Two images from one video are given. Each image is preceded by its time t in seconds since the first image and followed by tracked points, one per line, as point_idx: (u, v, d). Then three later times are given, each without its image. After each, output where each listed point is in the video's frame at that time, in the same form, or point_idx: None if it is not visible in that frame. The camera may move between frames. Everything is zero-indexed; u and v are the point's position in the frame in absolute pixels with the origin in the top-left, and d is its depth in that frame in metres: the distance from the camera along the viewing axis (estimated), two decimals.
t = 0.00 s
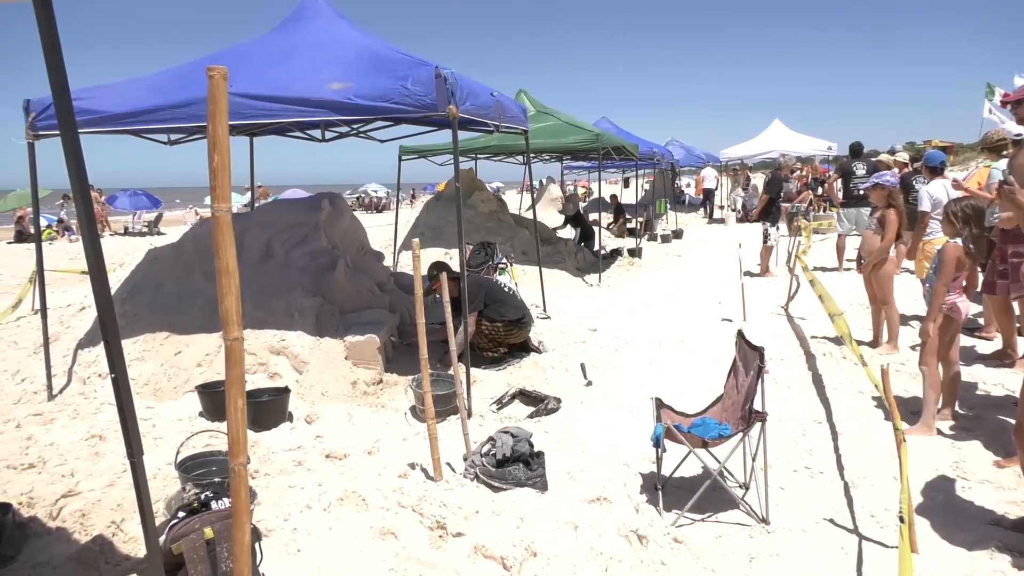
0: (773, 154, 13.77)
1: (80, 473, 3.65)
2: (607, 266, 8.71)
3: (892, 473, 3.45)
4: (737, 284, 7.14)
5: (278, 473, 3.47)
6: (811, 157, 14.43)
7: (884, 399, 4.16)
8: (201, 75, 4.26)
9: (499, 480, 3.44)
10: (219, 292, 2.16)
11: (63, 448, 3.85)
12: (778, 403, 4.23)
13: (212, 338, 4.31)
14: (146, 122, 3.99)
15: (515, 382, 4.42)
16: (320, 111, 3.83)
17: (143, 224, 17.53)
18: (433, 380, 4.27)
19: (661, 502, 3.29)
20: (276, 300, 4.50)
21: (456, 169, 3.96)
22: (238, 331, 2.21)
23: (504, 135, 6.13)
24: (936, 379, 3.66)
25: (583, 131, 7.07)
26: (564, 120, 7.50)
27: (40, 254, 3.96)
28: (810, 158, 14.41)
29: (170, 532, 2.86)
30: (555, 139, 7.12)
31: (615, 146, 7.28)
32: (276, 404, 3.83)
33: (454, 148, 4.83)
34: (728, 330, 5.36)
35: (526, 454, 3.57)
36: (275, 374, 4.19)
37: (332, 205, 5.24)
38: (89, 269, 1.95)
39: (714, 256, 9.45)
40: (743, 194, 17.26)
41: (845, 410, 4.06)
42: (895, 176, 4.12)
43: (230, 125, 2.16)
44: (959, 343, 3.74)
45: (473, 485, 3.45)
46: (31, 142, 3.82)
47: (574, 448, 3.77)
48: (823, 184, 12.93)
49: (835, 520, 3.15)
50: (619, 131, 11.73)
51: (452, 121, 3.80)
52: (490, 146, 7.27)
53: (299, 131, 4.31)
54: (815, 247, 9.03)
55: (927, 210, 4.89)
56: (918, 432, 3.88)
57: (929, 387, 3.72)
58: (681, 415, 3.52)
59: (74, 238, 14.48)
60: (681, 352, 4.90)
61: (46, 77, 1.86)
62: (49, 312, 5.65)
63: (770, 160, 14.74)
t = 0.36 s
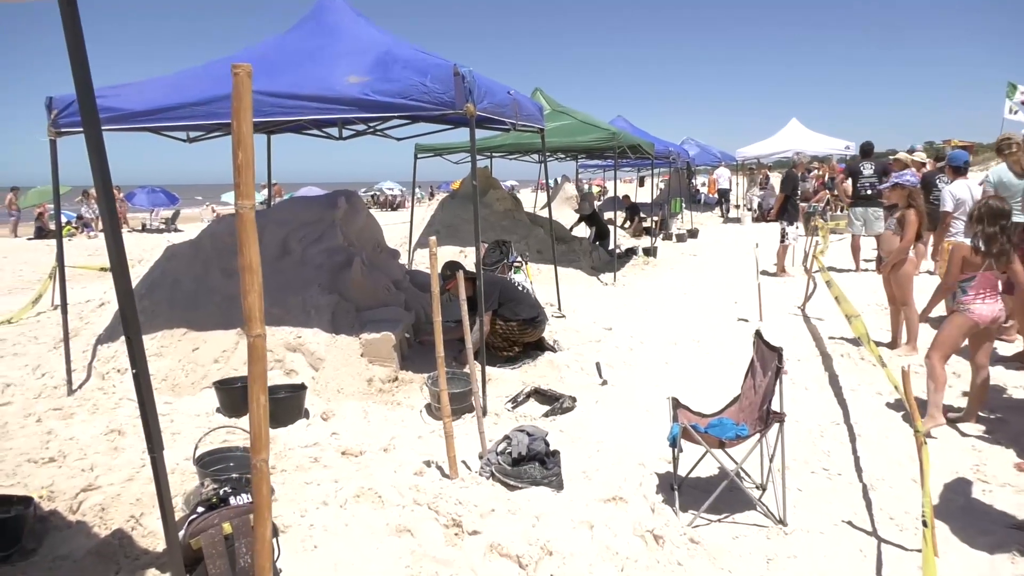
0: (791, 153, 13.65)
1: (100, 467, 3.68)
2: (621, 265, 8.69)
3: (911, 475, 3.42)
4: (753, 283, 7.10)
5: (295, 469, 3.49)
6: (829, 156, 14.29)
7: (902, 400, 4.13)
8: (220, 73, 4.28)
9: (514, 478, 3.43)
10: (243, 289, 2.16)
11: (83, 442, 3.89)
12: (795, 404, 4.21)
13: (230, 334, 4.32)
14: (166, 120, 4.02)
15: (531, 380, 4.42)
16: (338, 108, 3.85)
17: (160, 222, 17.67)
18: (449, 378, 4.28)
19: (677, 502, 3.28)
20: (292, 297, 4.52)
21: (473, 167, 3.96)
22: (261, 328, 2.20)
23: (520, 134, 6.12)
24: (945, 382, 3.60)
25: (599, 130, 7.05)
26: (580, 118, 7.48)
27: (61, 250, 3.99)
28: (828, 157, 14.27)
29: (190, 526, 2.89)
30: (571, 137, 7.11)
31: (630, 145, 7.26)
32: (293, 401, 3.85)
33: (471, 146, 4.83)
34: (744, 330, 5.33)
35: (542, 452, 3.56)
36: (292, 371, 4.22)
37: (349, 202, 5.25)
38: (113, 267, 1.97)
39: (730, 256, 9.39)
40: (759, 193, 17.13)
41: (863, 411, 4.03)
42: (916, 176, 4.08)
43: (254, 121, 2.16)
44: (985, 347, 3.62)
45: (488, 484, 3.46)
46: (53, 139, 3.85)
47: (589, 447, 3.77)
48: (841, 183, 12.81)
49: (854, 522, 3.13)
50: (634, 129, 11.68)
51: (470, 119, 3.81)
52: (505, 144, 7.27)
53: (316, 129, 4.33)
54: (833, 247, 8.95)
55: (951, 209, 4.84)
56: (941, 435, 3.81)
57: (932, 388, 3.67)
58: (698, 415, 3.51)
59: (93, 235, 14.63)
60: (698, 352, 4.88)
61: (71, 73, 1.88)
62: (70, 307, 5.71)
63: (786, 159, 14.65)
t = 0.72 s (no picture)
0: (803, 153, 13.58)
1: (113, 462, 3.70)
2: (631, 264, 8.67)
3: (924, 477, 3.41)
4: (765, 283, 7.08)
5: (306, 466, 3.51)
6: (841, 156, 14.20)
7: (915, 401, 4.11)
8: (233, 71, 4.30)
9: (525, 476, 3.44)
10: (260, 286, 2.17)
11: (96, 438, 3.91)
12: (806, 404, 4.20)
13: (242, 329, 4.35)
14: (178, 117, 4.03)
15: (541, 379, 4.42)
16: (350, 106, 3.86)
17: (172, 219, 17.77)
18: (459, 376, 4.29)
19: (689, 503, 3.27)
20: (303, 294, 4.53)
21: (485, 165, 3.96)
22: (277, 325, 2.21)
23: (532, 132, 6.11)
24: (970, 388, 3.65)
25: (610, 129, 7.03)
26: (591, 117, 7.47)
27: (74, 246, 4.01)
28: (840, 157, 14.18)
29: (201, 521, 2.86)
30: (582, 136, 7.09)
31: (641, 143, 7.24)
32: (303, 398, 3.86)
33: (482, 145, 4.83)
34: (756, 330, 5.31)
35: (553, 451, 3.55)
36: (303, 367, 4.24)
37: (360, 200, 5.26)
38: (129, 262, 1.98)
39: (741, 255, 9.36)
40: (770, 193, 17.04)
41: (874, 412, 4.01)
42: (930, 176, 4.06)
43: (271, 118, 2.17)
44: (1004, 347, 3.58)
45: (499, 482, 3.46)
46: (68, 136, 3.87)
47: (600, 446, 3.77)
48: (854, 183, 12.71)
49: (867, 524, 3.12)
50: (644, 127, 11.64)
51: (482, 118, 3.80)
52: (515, 142, 7.26)
53: (328, 127, 4.33)
54: (845, 247, 8.90)
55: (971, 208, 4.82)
56: (953, 437, 3.79)
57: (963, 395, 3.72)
58: (710, 415, 3.50)
59: (105, 232, 14.73)
60: (709, 352, 4.87)
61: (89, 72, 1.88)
62: (83, 302, 5.74)
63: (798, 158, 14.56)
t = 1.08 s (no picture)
0: (816, 151, 13.50)
1: (128, 458, 3.73)
2: (643, 263, 8.66)
3: (941, 478, 3.39)
4: (778, 283, 7.05)
5: (320, 463, 3.53)
6: (854, 155, 14.11)
7: (930, 402, 4.09)
8: (248, 69, 4.31)
9: (539, 475, 3.45)
10: (280, 283, 2.17)
11: (112, 433, 3.94)
12: (820, 405, 4.19)
13: (256, 326, 4.37)
14: (193, 115, 4.05)
15: (553, 377, 4.43)
16: (364, 104, 3.86)
17: (185, 216, 17.88)
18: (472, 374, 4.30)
19: (702, 502, 3.27)
20: (317, 291, 4.55)
21: (499, 164, 3.96)
22: (296, 322, 2.21)
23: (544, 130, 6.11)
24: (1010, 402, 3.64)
25: (622, 127, 7.02)
26: (604, 115, 7.46)
27: (90, 243, 4.04)
28: (854, 156, 14.09)
29: (219, 519, 2.92)
30: (594, 134, 7.09)
31: (654, 141, 7.22)
32: (317, 395, 3.88)
33: (495, 143, 4.84)
34: (770, 329, 5.30)
35: (566, 450, 3.55)
36: (316, 365, 4.25)
37: (373, 198, 5.27)
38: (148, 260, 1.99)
39: (754, 254, 9.32)
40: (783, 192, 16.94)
41: (889, 413, 4.00)
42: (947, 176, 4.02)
43: (292, 117, 2.18)
44: None
45: (513, 480, 3.47)
46: (85, 133, 3.90)
47: (612, 445, 3.77)
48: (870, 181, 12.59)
49: (882, 525, 3.11)
50: (656, 125, 11.58)
51: (497, 116, 3.80)
52: (527, 140, 7.27)
53: (341, 125, 4.34)
54: (860, 247, 8.85)
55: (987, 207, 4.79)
56: (970, 439, 3.77)
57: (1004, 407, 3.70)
58: (724, 415, 3.50)
59: (119, 228, 14.84)
60: (722, 351, 4.86)
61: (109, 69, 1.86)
62: (99, 298, 5.79)
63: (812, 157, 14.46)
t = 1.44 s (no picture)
0: (835, 148, 13.37)
1: (150, 452, 3.77)
2: (660, 260, 8.64)
3: (964, 479, 3.36)
4: (797, 280, 7.01)
5: (339, 458, 3.55)
6: (874, 152, 13.96)
7: (952, 403, 4.05)
8: (266, 67, 4.33)
9: (557, 472, 3.45)
10: (306, 280, 2.18)
11: (133, 427, 3.98)
12: (839, 404, 4.17)
13: (275, 322, 4.40)
14: (213, 113, 4.08)
15: (571, 375, 4.44)
16: (382, 101, 3.87)
17: (204, 213, 18.06)
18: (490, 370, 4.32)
19: (722, 501, 3.26)
20: (335, 288, 4.57)
21: (517, 161, 3.96)
22: (323, 319, 2.22)
23: (562, 127, 6.10)
24: None
25: (639, 124, 7.00)
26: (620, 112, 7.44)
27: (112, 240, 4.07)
28: (873, 152, 13.94)
29: (241, 512, 2.88)
30: (611, 131, 7.08)
31: (670, 139, 7.19)
32: (336, 391, 3.90)
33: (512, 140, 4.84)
34: (789, 327, 5.27)
35: (585, 447, 3.55)
36: (334, 361, 4.28)
37: (390, 195, 5.29)
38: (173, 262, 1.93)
39: (771, 252, 9.25)
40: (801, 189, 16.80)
41: (911, 412, 3.97)
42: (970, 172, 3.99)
43: (319, 114, 2.18)
44: None
45: (531, 477, 3.48)
46: (107, 131, 3.94)
47: (630, 443, 3.77)
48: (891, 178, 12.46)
49: (904, 526, 3.09)
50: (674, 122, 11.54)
51: (515, 113, 3.79)
52: (544, 138, 7.27)
53: (359, 123, 4.35)
54: (880, 245, 8.76)
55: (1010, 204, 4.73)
56: (993, 440, 3.73)
57: None
58: (743, 413, 3.49)
59: (139, 225, 15.00)
60: (740, 349, 4.84)
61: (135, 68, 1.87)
62: (121, 294, 5.86)
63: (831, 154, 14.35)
